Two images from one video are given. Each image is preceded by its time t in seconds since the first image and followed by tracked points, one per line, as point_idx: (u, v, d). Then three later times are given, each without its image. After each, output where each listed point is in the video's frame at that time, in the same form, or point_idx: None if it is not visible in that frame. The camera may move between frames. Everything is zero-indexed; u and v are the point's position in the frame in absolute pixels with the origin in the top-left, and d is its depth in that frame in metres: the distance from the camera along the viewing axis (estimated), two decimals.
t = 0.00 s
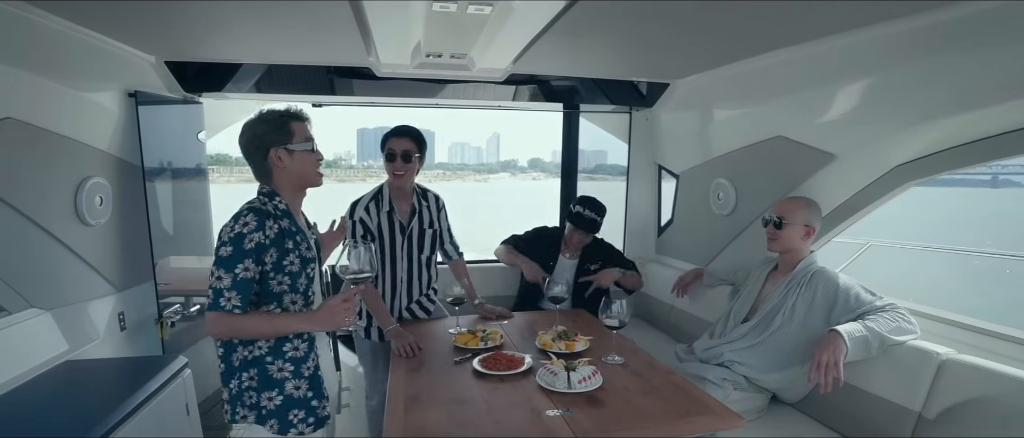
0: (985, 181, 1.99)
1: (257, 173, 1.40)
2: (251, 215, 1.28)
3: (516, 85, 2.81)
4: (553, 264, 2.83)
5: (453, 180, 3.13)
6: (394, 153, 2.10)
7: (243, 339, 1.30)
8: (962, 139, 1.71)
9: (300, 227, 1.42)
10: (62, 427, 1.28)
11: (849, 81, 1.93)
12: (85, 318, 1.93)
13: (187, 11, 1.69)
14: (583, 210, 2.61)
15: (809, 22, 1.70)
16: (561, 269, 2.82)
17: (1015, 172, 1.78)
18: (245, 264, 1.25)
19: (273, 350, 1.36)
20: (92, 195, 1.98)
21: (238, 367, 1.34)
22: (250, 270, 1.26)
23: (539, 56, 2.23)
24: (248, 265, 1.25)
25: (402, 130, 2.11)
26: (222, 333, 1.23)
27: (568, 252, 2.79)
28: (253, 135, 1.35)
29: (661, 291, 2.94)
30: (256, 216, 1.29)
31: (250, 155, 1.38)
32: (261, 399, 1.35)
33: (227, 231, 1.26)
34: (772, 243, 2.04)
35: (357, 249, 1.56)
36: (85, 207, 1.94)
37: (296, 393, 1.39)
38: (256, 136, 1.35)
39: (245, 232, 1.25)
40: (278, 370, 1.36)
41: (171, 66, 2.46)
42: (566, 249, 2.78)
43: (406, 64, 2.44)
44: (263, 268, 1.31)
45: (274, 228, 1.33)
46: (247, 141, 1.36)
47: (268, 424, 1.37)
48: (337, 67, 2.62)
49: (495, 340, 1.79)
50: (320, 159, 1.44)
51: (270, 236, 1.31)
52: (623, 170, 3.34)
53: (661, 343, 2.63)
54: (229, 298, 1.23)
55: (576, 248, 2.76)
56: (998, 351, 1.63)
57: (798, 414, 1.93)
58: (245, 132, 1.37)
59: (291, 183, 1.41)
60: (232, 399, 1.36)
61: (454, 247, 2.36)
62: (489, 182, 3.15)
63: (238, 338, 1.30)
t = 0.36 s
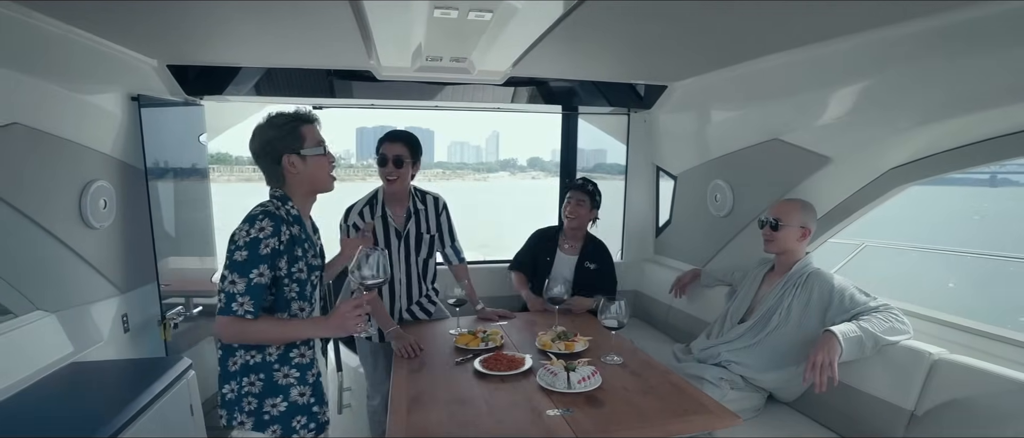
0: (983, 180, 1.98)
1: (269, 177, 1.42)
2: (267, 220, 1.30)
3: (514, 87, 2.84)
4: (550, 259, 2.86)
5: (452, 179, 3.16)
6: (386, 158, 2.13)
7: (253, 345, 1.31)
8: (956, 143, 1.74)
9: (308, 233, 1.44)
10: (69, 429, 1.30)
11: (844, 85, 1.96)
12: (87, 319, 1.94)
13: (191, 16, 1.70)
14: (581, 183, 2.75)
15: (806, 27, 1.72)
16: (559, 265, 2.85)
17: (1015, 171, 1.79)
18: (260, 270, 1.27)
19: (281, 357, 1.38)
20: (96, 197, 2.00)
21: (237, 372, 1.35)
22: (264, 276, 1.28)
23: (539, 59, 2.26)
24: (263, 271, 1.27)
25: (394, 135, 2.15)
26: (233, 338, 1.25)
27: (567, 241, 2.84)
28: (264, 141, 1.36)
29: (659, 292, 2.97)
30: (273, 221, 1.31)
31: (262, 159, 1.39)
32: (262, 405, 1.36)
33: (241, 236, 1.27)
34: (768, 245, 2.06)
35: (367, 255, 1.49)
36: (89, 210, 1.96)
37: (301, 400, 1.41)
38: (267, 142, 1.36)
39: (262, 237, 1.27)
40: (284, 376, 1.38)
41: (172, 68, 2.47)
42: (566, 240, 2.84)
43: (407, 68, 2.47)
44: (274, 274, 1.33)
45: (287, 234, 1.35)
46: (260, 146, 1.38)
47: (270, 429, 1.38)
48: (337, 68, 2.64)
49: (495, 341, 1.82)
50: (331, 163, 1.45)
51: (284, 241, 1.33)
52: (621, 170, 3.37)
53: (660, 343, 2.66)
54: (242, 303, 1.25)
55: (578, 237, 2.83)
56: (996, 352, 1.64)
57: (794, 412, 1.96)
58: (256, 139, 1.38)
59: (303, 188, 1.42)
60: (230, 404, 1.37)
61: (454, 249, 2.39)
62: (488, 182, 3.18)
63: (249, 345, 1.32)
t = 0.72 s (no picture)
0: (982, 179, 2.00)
1: (267, 184, 1.32)
2: (253, 227, 1.22)
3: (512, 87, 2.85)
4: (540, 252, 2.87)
5: (452, 178, 3.17)
6: (399, 163, 2.12)
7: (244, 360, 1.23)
8: (954, 144, 1.74)
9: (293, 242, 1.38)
10: (66, 430, 1.30)
11: (843, 85, 1.96)
12: (85, 322, 1.93)
13: (189, 17, 1.70)
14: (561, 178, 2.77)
15: (804, 27, 1.72)
16: (551, 260, 2.86)
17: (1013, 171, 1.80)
18: (248, 281, 1.18)
19: (259, 372, 1.28)
20: (94, 200, 1.99)
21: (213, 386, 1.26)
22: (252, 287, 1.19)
23: (537, 60, 2.26)
24: (250, 282, 1.19)
25: (409, 141, 2.13)
26: (224, 354, 1.16)
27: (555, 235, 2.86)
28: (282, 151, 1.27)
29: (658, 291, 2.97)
30: (259, 229, 1.23)
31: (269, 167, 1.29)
32: (239, 422, 1.27)
33: (225, 245, 1.19)
34: (768, 245, 2.06)
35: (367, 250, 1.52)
36: (87, 212, 1.95)
37: (279, 417, 1.30)
38: (288, 154, 1.28)
39: (247, 246, 1.19)
40: (263, 392, 1.29)
41: (170, 69, 2.46)
42: (555, 233, 2.85)
43: (405, 68, 2.47)
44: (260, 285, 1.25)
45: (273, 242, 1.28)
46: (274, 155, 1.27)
47: None
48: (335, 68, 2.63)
49: (495, 342, 1.81)
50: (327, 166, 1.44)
51: (269, 250, 1.25)
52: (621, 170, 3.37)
53: (659, 343, 2.67)
54: (230, 317, 1.16)
55: (566, 230, 2.85)
56: (995, 352, 1.64)
57: (793, 413, 1.96)
58: (269, 147, 1.26)
59: (305, 195, 1.38)
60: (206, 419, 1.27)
61: (457, 252, 2.39)
62: (489, 181, 3.17)
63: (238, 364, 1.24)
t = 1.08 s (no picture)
0: (983, 179, 1.94)
1: (283, 211, 1.17)
2: (268, 255, 1.09)
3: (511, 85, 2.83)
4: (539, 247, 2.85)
5: (451, 178, 3.01)
6: (398, 161, 2.09)
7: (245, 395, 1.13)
8: (959, 137, 1.71)
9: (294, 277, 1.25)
10: (57, 431, 1.27)
11: (848, 80, 1.93)
12: (77, 321, 1.90)
13: (183, 12, 1.67)
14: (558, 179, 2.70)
15: (802, 22, 1.72)
16: (549, 257, 2.82)
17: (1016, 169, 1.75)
18: (260, 313, 1.07)
19: (236, 405, 1.16)
20: (86, 196, 1.96)
21: (175, 408, 1.13)
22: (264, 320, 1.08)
23: (537, 55, 2.23)
24: (263, 314, 1.07)
25: (408, 139, 2.11)
26: (230, 387, 1.05)
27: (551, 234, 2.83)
28: (312, 185, 1.14)
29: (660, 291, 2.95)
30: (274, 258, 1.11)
31: (292, 194, 1.15)
32: None
33: (237, 273, 1.06)
34: (769, 242, 2.04)
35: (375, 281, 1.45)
36: (78, 208, 1.91)
37: None
38: (319, 191, 1.14)
39: (261, 277, 1.07)
40: (235, 428, 1.16)
41: (164, 65, 2.43)
42: (553, 231, 2.81)
43: (403, 64, 2.44)
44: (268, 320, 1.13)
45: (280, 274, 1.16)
46: (302, 186, 1.14)
47: None
48: (333, 65, 2.61)
49: (494, 341, 1.79)
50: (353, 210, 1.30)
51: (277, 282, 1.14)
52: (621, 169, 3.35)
53: (661, 343, 2.64)
54: (240, 351, 1.04)
55: (563, 229, 2.81)
56: (1005, 350, 1.63)
57: (798, 413, 1.93)
58: (299, 177, 1.13)
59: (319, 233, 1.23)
60: None
61: (457, 250, 2.35)
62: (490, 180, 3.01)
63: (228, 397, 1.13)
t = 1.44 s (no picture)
0: (983, 178, 2.01)
1: (270, 204, 1.16)
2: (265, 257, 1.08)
3: (510, 80, 2.81)
4: (542, 243, 2.82)
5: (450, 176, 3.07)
6: (395, 156, 2.06)
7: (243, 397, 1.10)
8: (961, 131, 1.71)
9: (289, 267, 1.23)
10: (46, 428, 1.25)
11: (850, 74, 1.91)
12: (71, 317, 1.87)
13: (177, 5, 1.64)
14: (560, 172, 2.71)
15: (802, 15, 1.70)
16: (549, 253, 2.81)
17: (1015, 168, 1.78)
18: (265, 311, 1.06)
19: (238, 402, 1.14)
20: (80, 191, 1.93)
21: (175, 408, 1.11)
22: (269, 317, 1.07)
23: (535, 49, 2.21)
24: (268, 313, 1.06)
25: (405, 133, 2.07)
26: (238, 388, 1.03)
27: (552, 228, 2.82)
28: (284, 169, 1.13)
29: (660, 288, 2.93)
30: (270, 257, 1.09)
31: (270, 185, 1.14)
32: None
33: (235, 274, 1.04)
34: (772, 237, 2.01)
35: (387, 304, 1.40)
36: (73, 204, 1.88)
37: None
38: (292, 171, 1.13)
39: (259, 278, 1.06)
40: (235, 426, 1.14)
41: (160, 60, 2.41)
42: (554, 227, 2.81)
43: (401, 58, 2.42)
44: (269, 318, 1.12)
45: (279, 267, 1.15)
46: (275, 174, 1.13)
47: None
48: (330, 60, 2.59)
49: (494, 337, 1.77)
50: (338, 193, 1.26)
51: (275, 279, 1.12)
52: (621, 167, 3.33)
53: (662, 339, 2.62)
54: (253, 349, 1.04)
55: (565, 224, 2.81)
56: (1006, 343, 1.62)
57: (802, 409, 1.91)
58: (272, 166, 1.12)
59: (310, 221, 1.21)
60: None
61: (456, 245, 2.34)
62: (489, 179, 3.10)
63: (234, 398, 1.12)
